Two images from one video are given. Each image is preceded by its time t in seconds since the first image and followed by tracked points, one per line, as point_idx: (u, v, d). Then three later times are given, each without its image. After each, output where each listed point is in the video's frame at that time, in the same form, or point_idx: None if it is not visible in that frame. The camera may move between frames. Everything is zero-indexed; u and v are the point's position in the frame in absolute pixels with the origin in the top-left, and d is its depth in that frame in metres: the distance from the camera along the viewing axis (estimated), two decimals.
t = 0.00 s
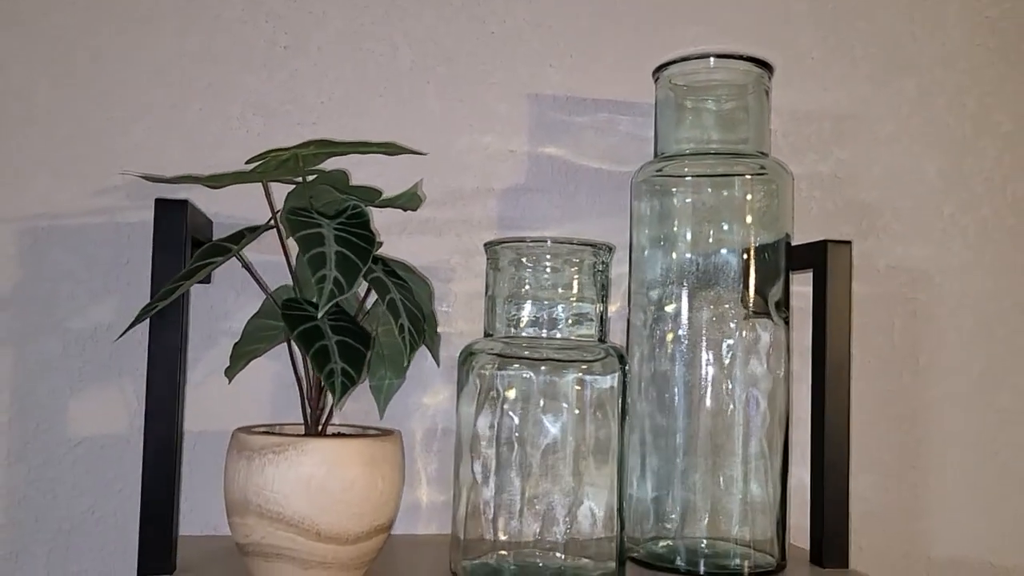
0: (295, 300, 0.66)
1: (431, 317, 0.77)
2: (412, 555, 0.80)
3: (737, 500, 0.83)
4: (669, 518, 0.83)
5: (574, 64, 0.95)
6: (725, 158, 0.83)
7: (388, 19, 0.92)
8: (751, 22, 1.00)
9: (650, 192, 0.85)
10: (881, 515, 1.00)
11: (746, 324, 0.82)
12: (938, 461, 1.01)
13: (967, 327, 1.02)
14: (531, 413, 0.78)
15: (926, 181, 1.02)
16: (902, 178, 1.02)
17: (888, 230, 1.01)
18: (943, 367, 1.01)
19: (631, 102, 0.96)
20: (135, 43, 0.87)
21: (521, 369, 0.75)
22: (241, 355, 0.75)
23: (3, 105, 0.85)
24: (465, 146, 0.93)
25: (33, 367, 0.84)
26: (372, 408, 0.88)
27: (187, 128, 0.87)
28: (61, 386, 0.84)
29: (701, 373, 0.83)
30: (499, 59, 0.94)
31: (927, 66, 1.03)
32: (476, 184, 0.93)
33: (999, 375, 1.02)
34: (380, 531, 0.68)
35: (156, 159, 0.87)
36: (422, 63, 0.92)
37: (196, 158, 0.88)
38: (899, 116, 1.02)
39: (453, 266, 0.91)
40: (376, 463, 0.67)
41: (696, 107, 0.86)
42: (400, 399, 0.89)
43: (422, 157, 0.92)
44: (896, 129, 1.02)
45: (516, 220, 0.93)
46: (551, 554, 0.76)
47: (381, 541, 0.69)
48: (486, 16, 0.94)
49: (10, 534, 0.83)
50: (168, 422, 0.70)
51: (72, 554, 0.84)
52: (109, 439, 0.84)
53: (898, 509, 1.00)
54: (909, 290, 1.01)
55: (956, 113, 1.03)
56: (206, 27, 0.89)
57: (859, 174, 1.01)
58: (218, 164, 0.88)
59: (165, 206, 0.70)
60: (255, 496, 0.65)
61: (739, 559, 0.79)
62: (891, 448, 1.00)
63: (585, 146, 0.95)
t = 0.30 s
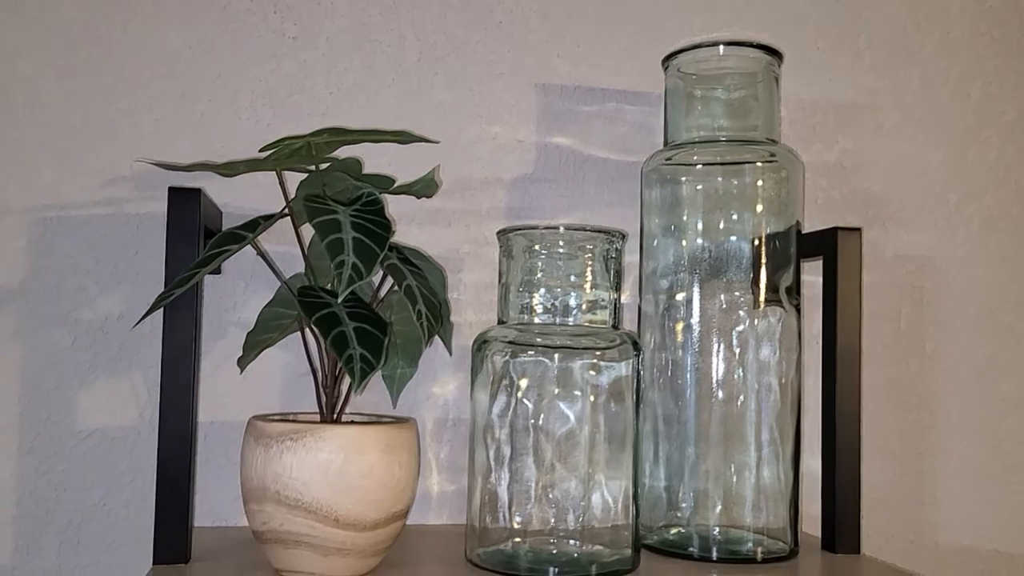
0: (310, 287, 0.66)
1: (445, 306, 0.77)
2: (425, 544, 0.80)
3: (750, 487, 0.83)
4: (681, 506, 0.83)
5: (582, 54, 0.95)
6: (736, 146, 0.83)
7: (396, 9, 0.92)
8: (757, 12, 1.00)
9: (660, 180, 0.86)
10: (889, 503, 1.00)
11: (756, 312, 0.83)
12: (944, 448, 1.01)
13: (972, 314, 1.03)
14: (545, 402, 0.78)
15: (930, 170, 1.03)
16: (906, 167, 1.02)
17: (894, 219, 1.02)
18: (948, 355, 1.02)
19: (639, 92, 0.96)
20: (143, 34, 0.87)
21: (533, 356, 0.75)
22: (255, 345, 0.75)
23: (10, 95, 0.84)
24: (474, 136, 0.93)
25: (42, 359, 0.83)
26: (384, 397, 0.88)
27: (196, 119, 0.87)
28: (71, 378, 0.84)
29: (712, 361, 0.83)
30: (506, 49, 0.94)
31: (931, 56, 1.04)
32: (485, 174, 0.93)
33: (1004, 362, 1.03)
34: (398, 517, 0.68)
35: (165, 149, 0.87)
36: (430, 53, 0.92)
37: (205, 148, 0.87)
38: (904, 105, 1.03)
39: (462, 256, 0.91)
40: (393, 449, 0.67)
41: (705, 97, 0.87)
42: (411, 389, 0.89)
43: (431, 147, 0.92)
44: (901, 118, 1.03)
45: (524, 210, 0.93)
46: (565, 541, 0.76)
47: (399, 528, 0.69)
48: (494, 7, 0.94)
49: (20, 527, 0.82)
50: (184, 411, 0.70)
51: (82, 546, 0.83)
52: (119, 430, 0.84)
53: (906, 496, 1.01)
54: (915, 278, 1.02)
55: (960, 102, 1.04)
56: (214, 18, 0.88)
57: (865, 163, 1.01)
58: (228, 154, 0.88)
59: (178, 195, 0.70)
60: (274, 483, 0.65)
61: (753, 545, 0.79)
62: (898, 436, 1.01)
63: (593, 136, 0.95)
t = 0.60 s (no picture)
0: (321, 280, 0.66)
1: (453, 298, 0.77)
2: (433, 537, 0.80)
3: (760, 479, 0.83)
4: (690, 498, 0.83)
5: (587, 47, 0.95)
6: (744, 137, 0.83)
7: (401, 2, 0.92)
8: (761, 4, 1.00)
9: (667, 172, 0.86)
10: (895, 495, 1.01)
11: (763, 303, 0.83)
12: (950, 440, 1.02)
13: (977, 306, 1.03)
14: (556, 393, 0.78)
15: (934, 162, 1.03)
16: (910, 159, 1.02)
17: (899, 211, 1.02)
18: (953, 346, 1.02)
19: (644, 85, 0.96)
20: (147, 27, 0.87)
21: (543, 347, 0.75)
22: (264, 338, 0.74)
23: (13, 89, 0.84)
24: (479, 129, 0.92)
25: (49, 354, 0.83)
26: (391, 391, 0.87)
27: (201, 113, 0.87)
28: (78, 373, 0.83)
29: (720, 352, 0.83)
30: (512, 42, 0.94)
31: (934, 48, 1.04)
32: (491, 167, 0.92)
33: (1008, 353, 1.03)
34: (411, 509, 0.68)
35: (170, 143, 0.86)
36: (436, 46, 0.92)
37: (210, 143, 0.87)
38: (907, 98, 1.03)
39: (469, 249, 0.91)
40: (406, 441, 0.67)
41: (712, 90, 0.87)
42: (419, 383, 0.89)
43: (437, 141, 0.91)
44: (904, 111, 1.03)
45: (531, 203, 0.93)
46: (576, 534, 0.76)
47: (411, 520, 0.69)
48: None
49: (27, 523, 0.82)
50: (194, 405, 0.70)
51: (90, 542, 0.83)
52: (126, 425, 0.84)
53: (911, 488, 1.01)
54: (920, 270, 1.02)
55: (963, 94, 1.04)
56: (219, 11, 0.88)
57: (869, 156, 1.02)
58: (234, 148, 0.87)
59: (188, 188, 0.70)
60: (287, 476, 0.64)
61: (763, 537, 0.79)
62: (904, 427, 1.01)
63: (599, 129, 0.95)
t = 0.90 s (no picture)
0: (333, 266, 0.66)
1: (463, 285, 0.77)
2: (443, 525, 0.80)
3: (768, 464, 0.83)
4: (700, 484, 0.84)
5: (592, 36, 0.95)
6: (750, 123, 0.84)
7: None
8: None
9: (673, 160, 0.86)
10: (900, 481, 1.01)
11: (771, 290, 0.83)
12: (954, 426, 1.02)
13: (980, 292, 1.03)
14: (566, 379, 0.78)
15: (937, 149, 1.03)
16: (913, 146, 1.03)
17: (902, 198, 1.02)
18: (957, 333, 1.03)
19: (648, 73, 0.96)
20: (152, 17, 0.86)
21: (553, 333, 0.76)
22: (274, 327, 0.74)
23: (18, 79, 0.83)
24: (485, 118, 0.92)
25: (55, 345, 0.83)
26: (400, 380, 0.87)
27: (206, 103, 0.87)
28: (85, 364, 0.83)
29: (729, 339, 0.83)
30: (517, 31, 0.94)
31: (937, 36, 1.04)
32: (497, 156, 0.92)
33: (1011, 339, 1.04)
34: (424, 495, 0.68)
35: (176, 133, 0.86)
36: (441, 36, 0.92)
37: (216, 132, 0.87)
38: (910, 85, 1.03)
39: (475, 238, 0.91)
40: (419, 427, 0.67)
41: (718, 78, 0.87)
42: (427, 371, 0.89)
43: (443, 130, 0.91)
44: (907, 98, 1.03)
45: (537, 191, 0.93)
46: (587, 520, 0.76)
47: (425, 506, 0.69)
48: None
49: (35, 515, 0.82)
50: (207, 393, 0.70)
51: (98, 533, 0.83)
52: (134, 416, 0.83)
53: (917, 475, 1.01)
54: (924, 257, 1.02)
55: (965, 81, 1.05)
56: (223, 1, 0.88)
57: (872, 143, 1.02)
58: (240, 138, 0.87)
59: (197, 175, 0.70)
60: (301, 462, 0.64)
61: (773, 522, 0.79)
62: (909, 414, 1.01)
63: (604, 117, 0.95)
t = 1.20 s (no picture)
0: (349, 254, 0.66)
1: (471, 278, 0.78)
2: (456, 513, 0.80)
3: (778, 452, 0.84)
4: (709, 471, 0.84)
5: (599, 27, 0.96)
6: (758, 112, 0.84)
7: None
8: None
9: (681, 149, 0.87)
10: (906, 469, 1.02)
11: (780, 278, 0.84)
12: (959, 415, 1.03)
13: (985, 281, 1.04)
14: (578, 368, 0.78)
15: (941, 139, 1.04)
16: (918, 136, 1.03)
17: (907, 188, 1.03)
18: (962, 322, 1.03)
19: (655, 63, 0.96)
20: (162, 7, 0.87)
21: (565, 321, 0.76)
22: (286, 316, 0.75)
23: (30, 70, 0.84)
24: (493, 109, 0.93)
25: (68, 335, 0.83)
26: (410, 369, 0.88)
27: (217, 94, 0.87)
28: (98, 355, 0.83)
29: (738, 327, 0.84)
30: (525, 21, 0.94)
31: (940, 27, 1.05)
32: (506, 146, 0.93)
33: (1015, 328, 1.04)
34: (440, 481, 0.68)
35: (187, 124, 0.86)
36: (449, 26, 0.92)
37: (227, 123, 0.87)
38: (914, 76, 1.04)
39: (484, 228, 0.92)
40: (435, 413, 0.67)
41: (725, 68, 0.88)
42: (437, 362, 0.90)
43: (451, 120, 0.92)
44: (912, 89, 1.04)
45: (545, 182, 0.93)
46: (599, 506, 0.76)
47: (440, 492, 0.69)
48: None
49: (48, 505, 0.82)
50: (222, 381, 0.70)
51: (111, 523, 0.83)
52: (147, 406, 0.84)
53: (922, 463, 1.02)
54: (929, 246, 1.03)
55: (969, 71, 1.05)
56: None
57: (877, 133, 1.03)
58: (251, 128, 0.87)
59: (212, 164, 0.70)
60: (319, 448, 0.65)
61: (783, 508, 0.80)
62: (914, 402, 1.02)
63: (611, 108, 0.95)
